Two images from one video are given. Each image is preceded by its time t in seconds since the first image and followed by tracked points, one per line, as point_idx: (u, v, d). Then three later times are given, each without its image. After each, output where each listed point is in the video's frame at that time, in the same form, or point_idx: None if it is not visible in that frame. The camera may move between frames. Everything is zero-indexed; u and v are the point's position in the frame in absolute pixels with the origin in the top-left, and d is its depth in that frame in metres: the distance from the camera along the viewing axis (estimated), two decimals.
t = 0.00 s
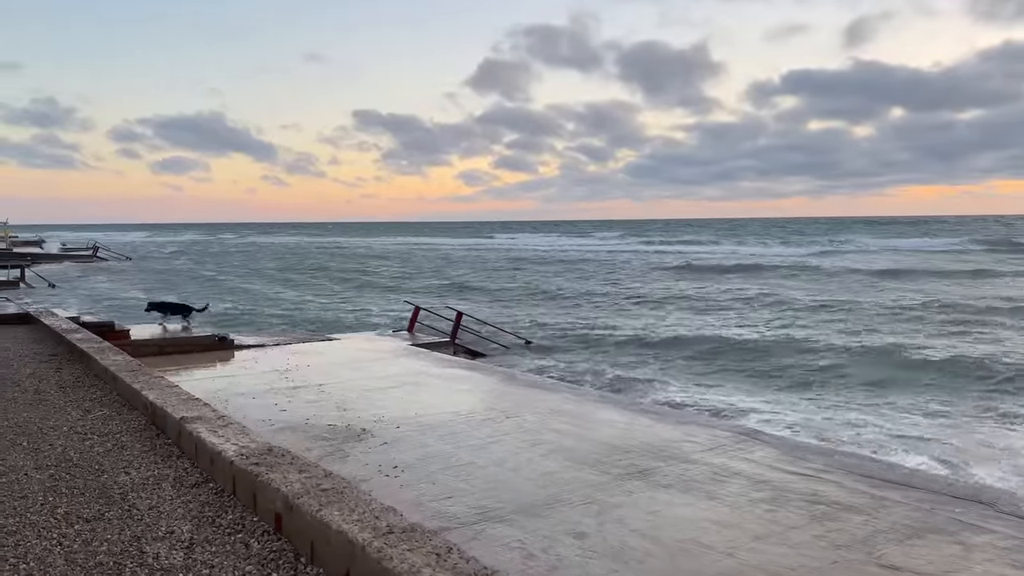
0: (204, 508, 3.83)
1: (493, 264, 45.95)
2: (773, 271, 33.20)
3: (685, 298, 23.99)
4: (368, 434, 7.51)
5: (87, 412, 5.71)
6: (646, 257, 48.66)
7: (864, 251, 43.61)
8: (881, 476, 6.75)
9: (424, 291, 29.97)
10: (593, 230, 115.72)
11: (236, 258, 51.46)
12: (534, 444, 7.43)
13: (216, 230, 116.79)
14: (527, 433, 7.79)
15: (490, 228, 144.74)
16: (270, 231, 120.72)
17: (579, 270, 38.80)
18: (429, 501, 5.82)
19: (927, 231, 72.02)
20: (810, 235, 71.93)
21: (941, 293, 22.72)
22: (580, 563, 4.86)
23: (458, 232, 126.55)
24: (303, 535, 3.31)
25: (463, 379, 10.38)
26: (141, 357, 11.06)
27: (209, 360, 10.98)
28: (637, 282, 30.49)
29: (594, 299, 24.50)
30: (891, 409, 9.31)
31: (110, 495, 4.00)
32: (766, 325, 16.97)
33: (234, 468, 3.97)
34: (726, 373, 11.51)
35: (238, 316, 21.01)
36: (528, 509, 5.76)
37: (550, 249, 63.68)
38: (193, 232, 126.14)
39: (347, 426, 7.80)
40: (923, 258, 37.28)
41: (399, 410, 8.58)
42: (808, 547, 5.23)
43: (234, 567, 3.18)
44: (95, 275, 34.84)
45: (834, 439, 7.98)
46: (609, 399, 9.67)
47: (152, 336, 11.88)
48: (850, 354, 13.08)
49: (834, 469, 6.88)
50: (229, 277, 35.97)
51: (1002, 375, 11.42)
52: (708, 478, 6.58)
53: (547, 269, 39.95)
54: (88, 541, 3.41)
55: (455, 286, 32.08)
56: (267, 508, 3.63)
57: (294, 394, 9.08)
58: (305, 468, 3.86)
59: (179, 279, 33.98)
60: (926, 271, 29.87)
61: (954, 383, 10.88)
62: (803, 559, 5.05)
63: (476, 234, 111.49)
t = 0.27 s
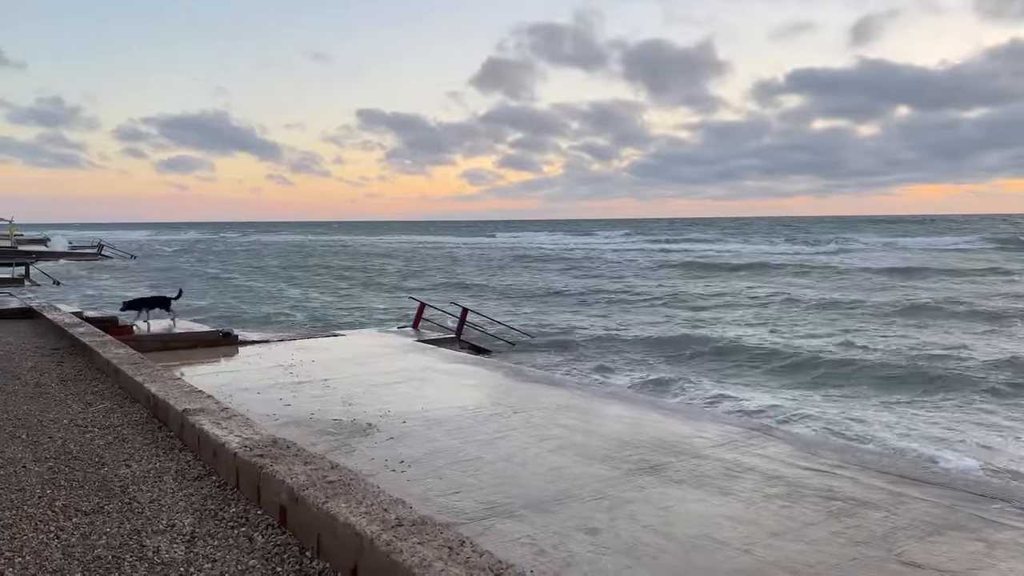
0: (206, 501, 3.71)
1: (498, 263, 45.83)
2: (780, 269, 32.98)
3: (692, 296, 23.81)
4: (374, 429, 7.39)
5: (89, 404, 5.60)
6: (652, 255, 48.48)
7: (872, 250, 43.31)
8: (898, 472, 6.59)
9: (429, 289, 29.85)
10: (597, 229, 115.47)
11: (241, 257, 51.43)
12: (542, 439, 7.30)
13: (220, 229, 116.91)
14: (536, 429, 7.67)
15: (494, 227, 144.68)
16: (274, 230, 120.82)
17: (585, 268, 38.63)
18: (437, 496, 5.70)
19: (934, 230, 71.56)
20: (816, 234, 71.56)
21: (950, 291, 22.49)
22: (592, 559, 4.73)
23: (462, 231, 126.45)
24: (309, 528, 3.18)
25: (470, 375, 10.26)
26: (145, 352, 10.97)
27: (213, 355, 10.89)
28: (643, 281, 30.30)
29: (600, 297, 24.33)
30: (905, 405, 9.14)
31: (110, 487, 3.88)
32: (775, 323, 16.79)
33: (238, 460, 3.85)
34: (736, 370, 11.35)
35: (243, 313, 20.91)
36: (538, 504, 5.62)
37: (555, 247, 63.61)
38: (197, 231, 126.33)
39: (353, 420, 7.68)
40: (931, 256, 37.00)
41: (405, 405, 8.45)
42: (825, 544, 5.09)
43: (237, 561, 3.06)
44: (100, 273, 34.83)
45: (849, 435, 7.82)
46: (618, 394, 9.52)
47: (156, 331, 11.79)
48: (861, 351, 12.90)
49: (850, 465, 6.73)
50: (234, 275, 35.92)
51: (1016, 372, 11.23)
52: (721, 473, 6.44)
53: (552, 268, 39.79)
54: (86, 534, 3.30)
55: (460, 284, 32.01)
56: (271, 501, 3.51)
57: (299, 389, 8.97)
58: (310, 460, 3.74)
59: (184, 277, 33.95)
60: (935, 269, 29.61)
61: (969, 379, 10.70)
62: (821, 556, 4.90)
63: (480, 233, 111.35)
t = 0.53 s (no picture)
0: (209, 506, 3.57)
1: (502, 263, 45.68)
2: (786, 270, 32.77)
3: (698, 296, 23.63)
4: (380, 430, 7.25)
5: (89, 405, 5.47)
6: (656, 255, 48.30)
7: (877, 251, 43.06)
8: (918, 475, 6.42)
9: (433, 289, 29.71)
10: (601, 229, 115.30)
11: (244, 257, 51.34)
12: (552, 440, 7.15)
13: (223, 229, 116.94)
14: (545, 430, 7.51)
15: (497, 226, 144.67)
16: (278, 230, 120.84)
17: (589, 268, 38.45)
18: (445, 499, 5.55)
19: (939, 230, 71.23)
20: (821, 234, 71.26)
21: (959, 291, 22.28)
22: (607, 565, 4.58)
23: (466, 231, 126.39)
24: (316, 535, 3.04)
25: (476, 375, 10.10)
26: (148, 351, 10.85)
27: (217, 355, 10.76)
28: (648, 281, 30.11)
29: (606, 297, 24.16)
30: (920, 406, 8.97)
31: (110, 491, 3.75)
32: (783, 324, 16.61)
33: (241, 463, 3.71)
34: (746, 370, 11.17)
35: (246, 313, 20.78)
36: (550, 508, 5.47)
37: (558, 248, 63.45)
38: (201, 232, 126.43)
39: (358, 421, 7.55)
40: (938, 257, 36.77)
41: (411, 406, 8.31)
42: (847, 550, 4.92)
43: (241, 570, 2.92)
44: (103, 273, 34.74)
45: (865, 436, 7.65)
46: (627, 395, 9.36)
47: (159, 331, 11.66)
48: (872, 351, 12.72)
49: (868, 467, 6.57)
50: (237, 275, 35.80)
51: None
52: (736, 476, 6.28)
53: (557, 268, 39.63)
54: (84, 540, 3.16)
55: (463, 284, 31.92)
56: (277, 506, 3.37)
57: (304, 390, 8.83)
58: (317, 463, 3.60)
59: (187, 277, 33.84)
60: (942, 270, 29.38)
61: (984, 378, 10.52)
62: (842, 562, 4.74)
63: (483, 233, 111.21)
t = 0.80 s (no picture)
0: (220, 514, 3.42)
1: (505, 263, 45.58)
2: (790, 271, 32.62)
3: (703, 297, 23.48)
4: (390, 433, 7.10)
5: (94, 407, 5.32)
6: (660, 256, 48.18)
7: (881, 251, 42.90)
8: (943, 480, 6.26)
9: (436, 290, 29.60)
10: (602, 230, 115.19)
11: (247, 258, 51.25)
12: (566, 443, 6.99)
13: (225, 230, 116.92)
14: (558, 432, 7.36)
15: (499, 227, 144.67)
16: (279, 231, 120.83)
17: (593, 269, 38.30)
18: (459, 504, 5.40)
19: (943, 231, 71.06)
20: (823, 234, 71.10)
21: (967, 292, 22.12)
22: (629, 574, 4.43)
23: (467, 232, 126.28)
24: (335, 546, 2.89)
25: (485, 377, 9.96)
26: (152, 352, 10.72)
27: (222, 356, 10.62)
28: (653, 282, 29.96)
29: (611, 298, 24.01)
30: (938, 407, 8.81)
31: (116, 498, 3.60)
32: (791, 325, 16.46)
33: (253, 469, 3.56)
34: (758, 372, 11.02)
35: (249, 314, 20.66)
36: (567, 514, 5.32)
37: (561, 248, 63.20)
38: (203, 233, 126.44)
39: (367, 423, 7.40)
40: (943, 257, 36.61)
41: (420, 407, 8.16)
42: (876, 557, 4.76)
43: None
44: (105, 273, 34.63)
45: (884, 439, 7.49)
46: (639, 397, 9.21)
47: (163, 332, 11.53)
48: (883, 353, 12.57)
49: (891, 471, 6.40)
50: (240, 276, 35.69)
51: None
52: (756, 480, 6.12)
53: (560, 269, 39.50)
54: (91, 551, 3.01)
55: (467, 285, 31.80)
56: (292, 514, 3.22)
57: (311, 391, 8.69)
58: (333, 469, 3.45)
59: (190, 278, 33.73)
60: (948, 270, 29.22)
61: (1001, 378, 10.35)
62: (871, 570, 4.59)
63: (485, 234, 111.10)
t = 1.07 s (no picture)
0: (231, 532, 3.27)
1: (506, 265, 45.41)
2: (793, 273, 32.50)
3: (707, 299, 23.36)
4: (398, 440, 6.94)
5: (97, 416, 5.16)
6: (661, 258, 48.08)
7: (883, 253, 42.80)
8: (967, 489, 6.11)
9: (438, 292, 29.44)
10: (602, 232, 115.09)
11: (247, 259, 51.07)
12: (579, 451, 6.84)
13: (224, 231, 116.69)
14: (570, 440, 7.20)
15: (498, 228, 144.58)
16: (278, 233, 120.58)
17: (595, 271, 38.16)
18: (473, 515, 5.24)
19: (943, 232, 71.01)
20: (824, 236, 71.05)
21: (972, 294, 22.01)
22: None
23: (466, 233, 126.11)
24: (355, 570, 2.74)
25: (492, 381, 9.80)
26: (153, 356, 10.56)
27: (225, 360, 10.47)
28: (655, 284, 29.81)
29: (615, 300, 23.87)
30: (953, 413, 8.67)
31: (122, 515, 3.44)
32: (797, 328, 16.32)
33: (266, 485, 3.40)
34: (768, 377, 10.87)
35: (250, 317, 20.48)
36: (584, 526, 5.16)
37: (561, 249, 63.05)
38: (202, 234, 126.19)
39: (375, 430, 7.24)
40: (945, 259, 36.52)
41: (427, 413, 8.00)
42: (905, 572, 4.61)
43: None
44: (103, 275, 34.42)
45: (902, 447, 7.35)
46: (650, 402, 9.05)
47: (164, 335, 11.36)
48: (893, 357, 12.43)
49: (913, 481, 6.25)
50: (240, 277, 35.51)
51: None
52: (777, 490, 5.96)
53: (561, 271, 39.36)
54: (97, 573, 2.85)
55: (469, 287, 31.65)
56: (308, 533, 3.06)
57: (316, 397, 8.53)
58: (349, 486, 3.30)
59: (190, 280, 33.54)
60: (952, 272, 29.11)
61: (1016, 382, 10.21)
62: None
63: (485, 235, 110.93)
